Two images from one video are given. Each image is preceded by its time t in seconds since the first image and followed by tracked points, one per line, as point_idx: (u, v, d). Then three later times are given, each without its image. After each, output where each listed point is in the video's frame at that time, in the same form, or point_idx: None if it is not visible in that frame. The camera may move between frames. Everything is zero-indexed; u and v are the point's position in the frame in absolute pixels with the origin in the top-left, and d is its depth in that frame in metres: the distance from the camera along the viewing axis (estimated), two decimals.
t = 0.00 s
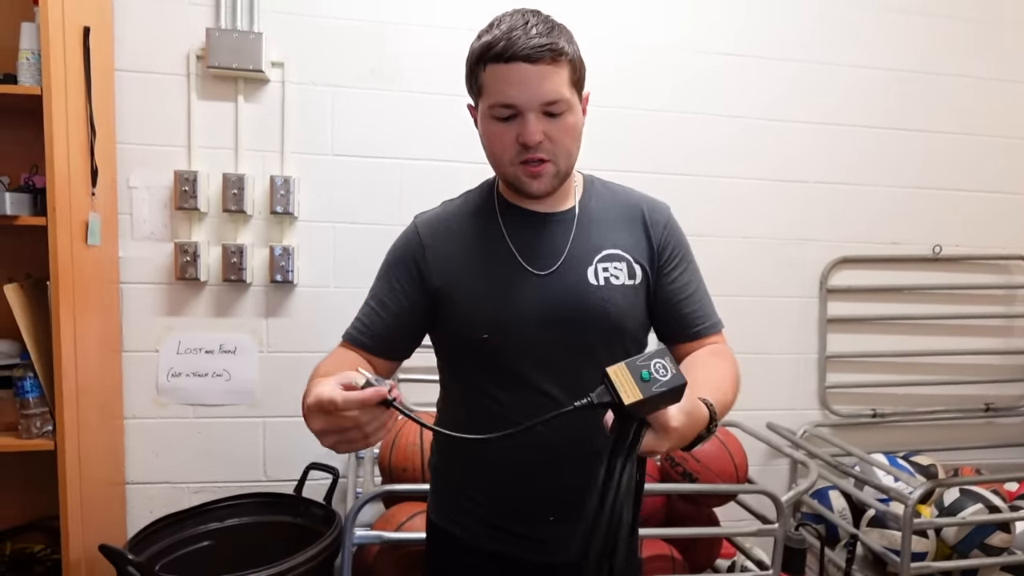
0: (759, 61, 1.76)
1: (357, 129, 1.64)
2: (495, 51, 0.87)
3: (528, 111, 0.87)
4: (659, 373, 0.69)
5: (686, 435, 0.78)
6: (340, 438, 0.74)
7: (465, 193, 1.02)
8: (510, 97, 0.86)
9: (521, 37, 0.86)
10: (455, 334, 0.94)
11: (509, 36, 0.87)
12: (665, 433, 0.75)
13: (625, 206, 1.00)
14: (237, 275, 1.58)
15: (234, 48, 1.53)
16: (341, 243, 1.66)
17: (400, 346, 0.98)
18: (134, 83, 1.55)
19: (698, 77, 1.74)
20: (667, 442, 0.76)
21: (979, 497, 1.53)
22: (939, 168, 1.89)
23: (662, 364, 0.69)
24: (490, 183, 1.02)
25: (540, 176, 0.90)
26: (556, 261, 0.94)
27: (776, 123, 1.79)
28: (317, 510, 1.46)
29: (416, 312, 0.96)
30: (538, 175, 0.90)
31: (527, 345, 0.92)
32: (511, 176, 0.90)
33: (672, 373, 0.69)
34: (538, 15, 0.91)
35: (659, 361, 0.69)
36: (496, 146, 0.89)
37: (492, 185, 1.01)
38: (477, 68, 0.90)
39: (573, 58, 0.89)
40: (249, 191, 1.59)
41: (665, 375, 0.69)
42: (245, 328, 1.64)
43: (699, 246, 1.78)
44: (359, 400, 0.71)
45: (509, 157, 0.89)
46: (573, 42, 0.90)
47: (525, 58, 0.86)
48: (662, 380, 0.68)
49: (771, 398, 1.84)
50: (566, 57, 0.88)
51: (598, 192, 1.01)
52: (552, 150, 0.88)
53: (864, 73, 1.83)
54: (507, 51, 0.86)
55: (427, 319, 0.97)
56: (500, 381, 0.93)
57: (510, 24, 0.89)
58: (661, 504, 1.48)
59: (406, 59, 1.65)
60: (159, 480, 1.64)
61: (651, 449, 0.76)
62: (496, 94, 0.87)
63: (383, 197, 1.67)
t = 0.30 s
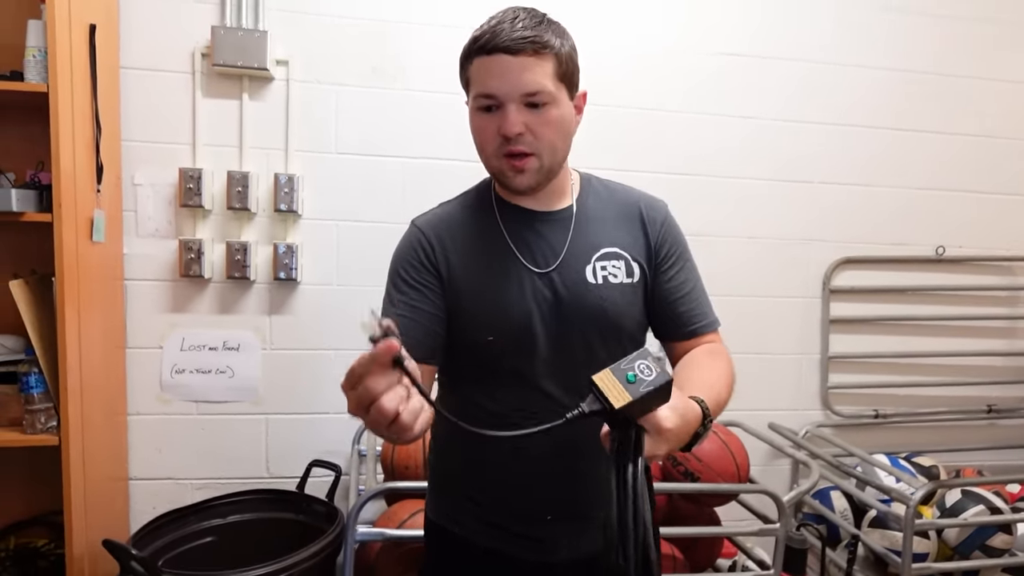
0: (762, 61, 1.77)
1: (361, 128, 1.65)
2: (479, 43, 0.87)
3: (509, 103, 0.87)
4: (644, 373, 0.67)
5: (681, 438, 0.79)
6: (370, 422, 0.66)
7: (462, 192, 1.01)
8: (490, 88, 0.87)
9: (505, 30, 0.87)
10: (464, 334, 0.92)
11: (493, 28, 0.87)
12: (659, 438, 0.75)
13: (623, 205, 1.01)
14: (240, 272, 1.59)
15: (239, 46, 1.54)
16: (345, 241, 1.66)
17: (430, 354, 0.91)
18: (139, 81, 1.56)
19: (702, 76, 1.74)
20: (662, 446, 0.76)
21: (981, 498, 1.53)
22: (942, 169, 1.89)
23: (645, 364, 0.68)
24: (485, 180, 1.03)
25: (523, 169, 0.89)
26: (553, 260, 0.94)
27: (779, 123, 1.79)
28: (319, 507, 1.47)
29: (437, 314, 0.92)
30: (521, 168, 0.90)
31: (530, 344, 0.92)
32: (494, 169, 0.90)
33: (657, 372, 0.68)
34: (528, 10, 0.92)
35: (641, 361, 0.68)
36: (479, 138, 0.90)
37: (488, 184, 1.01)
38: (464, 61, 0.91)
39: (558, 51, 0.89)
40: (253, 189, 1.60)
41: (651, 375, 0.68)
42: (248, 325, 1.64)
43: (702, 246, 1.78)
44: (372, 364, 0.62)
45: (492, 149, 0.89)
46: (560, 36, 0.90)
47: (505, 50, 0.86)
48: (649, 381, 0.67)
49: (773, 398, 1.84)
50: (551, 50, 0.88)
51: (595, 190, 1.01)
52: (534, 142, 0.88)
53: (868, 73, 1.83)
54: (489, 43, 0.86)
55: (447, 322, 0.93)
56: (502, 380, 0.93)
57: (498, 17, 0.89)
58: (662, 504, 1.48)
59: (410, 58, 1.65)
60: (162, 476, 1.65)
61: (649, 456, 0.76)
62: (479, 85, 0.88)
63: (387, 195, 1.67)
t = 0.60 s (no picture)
0: (767, 60, 1.76)
1: (365, 126, 1.64)
2: (486, 36, 0.87)
3: (513, 95, 0.86)
4: (649, 387, 0.68)
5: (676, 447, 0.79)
6: (392, 413, 0.65)
7: (465, 188, 1.01)
8: (495, 80, 0.87)
9: (511, 23, 0.87)
10: (469, 331, 0.92)
11: (500, 21, 0.87)
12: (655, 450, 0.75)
13: (626, 207, 1.01)
14: (244, 270, 1.59)
15: (243, 43, 1.54)
16: (349, 239, 1.66)
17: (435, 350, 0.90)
18: (144, 78, 1.56)
19: (706, 75, 1.73)
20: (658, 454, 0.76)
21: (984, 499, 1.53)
22: (947, 168, 1.89)
23: (651, 378, 0.69)
24: (490, 178, 1.03)
25: (527, 162, 0.89)
26: (558, 260, 0.94)
27: (783, 122, 1.79)
28: (321, 505, 1.47)
29: (442, 310, 0.90)
30: (525, 161, 0.89)
31: (535, 343, 0.92)
32: (498, 162, 0.90)
33: (662, 388, 0.68)
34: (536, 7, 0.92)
35: (647, 375, 0.69)
36: (484, 130, 0.89)
37: (492, 181, 1.00)
38: (471, 54, 0.91)
39: (565, 46, 0.89)
40: (257, 187, 1.60)
41: (656, 390, 0.68)
42: (251, 323, 1.64)
43: (705, 245, 1.77)
44: (396, 352, 0.62)
45: (496, 141, 0.89)
46: (567, 31, 0.90)
47: (510, 42, 0.86)
48: (654, 395, 0.67)
49: (776, 397, 1.84)
50: (558, 44, 0.88)
51: (598, 190, 1.01)
52: (538, 136, 0.88)
53: (873, 72, 1.82)
54: (495, 36, 0.87)
55: (451, 319, 0.92)
56: (507, 378, 0.93)
57: (506, 12, 0.89)
58: (665, 504, 1.48)
59: (414, 56, 1.65)
60: (165, 474, 1.65)
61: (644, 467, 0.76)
62: (485, 78, 0.88)
63: (390, 193, 1.67)
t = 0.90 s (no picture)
0: (773, 60, 1.75)
1: (370, 125, 1.64)
2: (478, 45, 0.85)
3: (510, 106, 0.85)
4: (650, 375, 0.68)
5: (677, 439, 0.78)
6: (392, 403, 0.65)
7: (464, 188, 1.00)
8: (491, 92, 0.85)
9: (503, 31, 0.84)
10: (468, 332, 0.92)
11: (491, 29, 0.85)
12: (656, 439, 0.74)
13: (627, 206, 1.01)
14: (248, 268, 1.59)
15: (248, 41, 1.54)
16: (354, 237, 1.66)
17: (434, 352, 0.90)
18: (149, 76, 1.56)
19: (712, 75, 1.73)
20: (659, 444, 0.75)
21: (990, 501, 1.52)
22: (953, 169, 1.88)
23: (652, 367, 0.68)
24: (488, 177, 1.02)
25: (528, 172, 0.89)
26: (558, 260, 0.94)
27: (789, 122, 1.78)
28: (325, 504, 1.46)
29: (440, 311, 0.90)
30: (526, 170, 0.89)
31: (536, 345, 0.91)
32: (499, 172, 0.90)
33: (663, 376, 0.68)
34: (526, 7, 0.89)
35: (648, 364, 0.69)
36: (484, 141, 0.89)
37: (491, 181, 1.00)
38: (463, 63, 0.89)
39: (558, 50, 0.87)
40: (262, 185, 1.60)
41: (657, 378, 0.67)
42: (255, 321, 1.64)
43: (710, 245, 1.77)
44: (395, 340, 0.62)
45: (496, 152, 0.88)
46: (558, 33, 0.88)
47: (504, 52, 0.84)
48: (655, 383, 0.67)
49: (780, 398, 1.84)
50: (551, 49, 0.86)
51: (600, 189, 1.01)
52: (538, 145, 0.87)
53: (879, 73, 1.81)
54: (488, 46, 0.84)
55: (450, 320, 0.92)
56: (507, 379, 0.93)
57: (495, 16, 0.87)
58: (669, 504, 1.48)
59: (419, 55, 1.65)
60: (169, 471, 1.65)
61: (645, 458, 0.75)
62: (480, 89, 0.86)
63: (395, 192, 1.67)
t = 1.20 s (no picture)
0: (778, 60, 1.75)
1: (375, 125, 1.64)
2: (471, 54, 0.84)
3: (507, 116, 0.85)
4: (676, 336, 0.63)
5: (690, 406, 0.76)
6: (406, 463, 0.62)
7: (461, 192, 1.01)
8: (486, 103, 0.84)
9: (496, 40, 0.83)
10: (464, 336, 0.92)
11: (483, 38, 0.83)
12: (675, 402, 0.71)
13: (626, 206, 1.00)
14: (252, 268, 1.59)
15: (254, 41, 1.54)
16: (358, 237, 1.67)
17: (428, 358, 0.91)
18: (154, 76, 1.56)
19: (716, 75, 1.72)
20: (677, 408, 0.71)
21: (995, 503, 1.51)
22: (959, 170, 1.87)
23: (676, 326, 0.65)
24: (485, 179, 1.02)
25: (528, 180, 0.89)
26: (556, 262, 0.94)
27: (793, 123, 1.78)
28: (329, 503, 1.47)
29: (434, 317, 0.92)
30: (526, 178, 0.89)
31: (533, 347, 0.91)
32: (499, 180, 0.90)
33: (689, 336, 0.64)
34: (518, 12, 0.88)
35: (672, 323, 0.64)
36: (482, 151, 0.89)
37: (488, 184, 0.99)
38: (455, 71, 0.88)
39: (552, 55, 0.86)
40: (267, 185, 1.60)
41: (683, 338, 0.64)
42: (259, 320, 1.65)
43: (714, 246, 1.77)
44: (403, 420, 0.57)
45: (495, 161, 0.88)
46: (550, 37, 0.86)
47: (499, 62, 0.83)
48: (681, 345, 0.63)
49: (784, 399, 1.83)
50: (545, 55, 0.85)
51: (598, 190, 1.01)
52: (537, 153, 0.87)
53: (885, 73, 1.81)
54: (481, 56, 0.83)
55: (445, 324, 0.93)
56: (503, 381, 0.93)
57: (486, 23, 0.85)
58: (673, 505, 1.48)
59: (424, 55, 1.65)
60: (174, 470, 1.66)
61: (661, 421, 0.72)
62: (475, 99, 0.85)
63: (399, 192, 1.67)
